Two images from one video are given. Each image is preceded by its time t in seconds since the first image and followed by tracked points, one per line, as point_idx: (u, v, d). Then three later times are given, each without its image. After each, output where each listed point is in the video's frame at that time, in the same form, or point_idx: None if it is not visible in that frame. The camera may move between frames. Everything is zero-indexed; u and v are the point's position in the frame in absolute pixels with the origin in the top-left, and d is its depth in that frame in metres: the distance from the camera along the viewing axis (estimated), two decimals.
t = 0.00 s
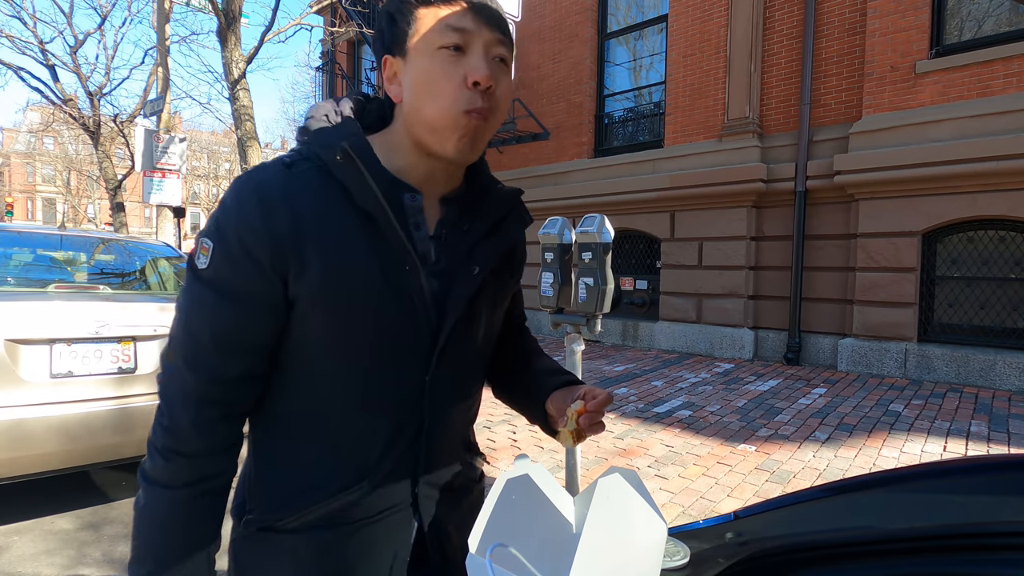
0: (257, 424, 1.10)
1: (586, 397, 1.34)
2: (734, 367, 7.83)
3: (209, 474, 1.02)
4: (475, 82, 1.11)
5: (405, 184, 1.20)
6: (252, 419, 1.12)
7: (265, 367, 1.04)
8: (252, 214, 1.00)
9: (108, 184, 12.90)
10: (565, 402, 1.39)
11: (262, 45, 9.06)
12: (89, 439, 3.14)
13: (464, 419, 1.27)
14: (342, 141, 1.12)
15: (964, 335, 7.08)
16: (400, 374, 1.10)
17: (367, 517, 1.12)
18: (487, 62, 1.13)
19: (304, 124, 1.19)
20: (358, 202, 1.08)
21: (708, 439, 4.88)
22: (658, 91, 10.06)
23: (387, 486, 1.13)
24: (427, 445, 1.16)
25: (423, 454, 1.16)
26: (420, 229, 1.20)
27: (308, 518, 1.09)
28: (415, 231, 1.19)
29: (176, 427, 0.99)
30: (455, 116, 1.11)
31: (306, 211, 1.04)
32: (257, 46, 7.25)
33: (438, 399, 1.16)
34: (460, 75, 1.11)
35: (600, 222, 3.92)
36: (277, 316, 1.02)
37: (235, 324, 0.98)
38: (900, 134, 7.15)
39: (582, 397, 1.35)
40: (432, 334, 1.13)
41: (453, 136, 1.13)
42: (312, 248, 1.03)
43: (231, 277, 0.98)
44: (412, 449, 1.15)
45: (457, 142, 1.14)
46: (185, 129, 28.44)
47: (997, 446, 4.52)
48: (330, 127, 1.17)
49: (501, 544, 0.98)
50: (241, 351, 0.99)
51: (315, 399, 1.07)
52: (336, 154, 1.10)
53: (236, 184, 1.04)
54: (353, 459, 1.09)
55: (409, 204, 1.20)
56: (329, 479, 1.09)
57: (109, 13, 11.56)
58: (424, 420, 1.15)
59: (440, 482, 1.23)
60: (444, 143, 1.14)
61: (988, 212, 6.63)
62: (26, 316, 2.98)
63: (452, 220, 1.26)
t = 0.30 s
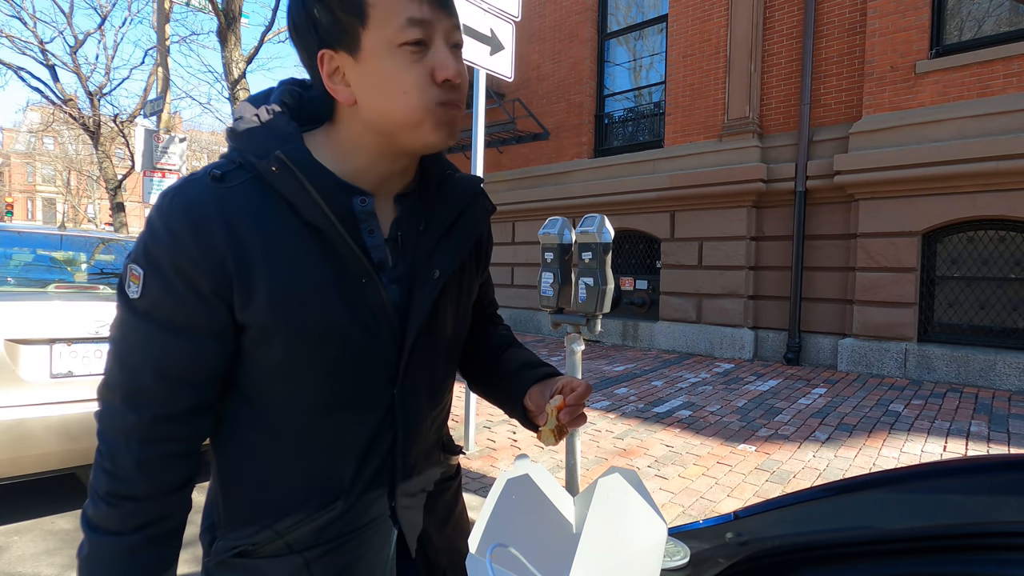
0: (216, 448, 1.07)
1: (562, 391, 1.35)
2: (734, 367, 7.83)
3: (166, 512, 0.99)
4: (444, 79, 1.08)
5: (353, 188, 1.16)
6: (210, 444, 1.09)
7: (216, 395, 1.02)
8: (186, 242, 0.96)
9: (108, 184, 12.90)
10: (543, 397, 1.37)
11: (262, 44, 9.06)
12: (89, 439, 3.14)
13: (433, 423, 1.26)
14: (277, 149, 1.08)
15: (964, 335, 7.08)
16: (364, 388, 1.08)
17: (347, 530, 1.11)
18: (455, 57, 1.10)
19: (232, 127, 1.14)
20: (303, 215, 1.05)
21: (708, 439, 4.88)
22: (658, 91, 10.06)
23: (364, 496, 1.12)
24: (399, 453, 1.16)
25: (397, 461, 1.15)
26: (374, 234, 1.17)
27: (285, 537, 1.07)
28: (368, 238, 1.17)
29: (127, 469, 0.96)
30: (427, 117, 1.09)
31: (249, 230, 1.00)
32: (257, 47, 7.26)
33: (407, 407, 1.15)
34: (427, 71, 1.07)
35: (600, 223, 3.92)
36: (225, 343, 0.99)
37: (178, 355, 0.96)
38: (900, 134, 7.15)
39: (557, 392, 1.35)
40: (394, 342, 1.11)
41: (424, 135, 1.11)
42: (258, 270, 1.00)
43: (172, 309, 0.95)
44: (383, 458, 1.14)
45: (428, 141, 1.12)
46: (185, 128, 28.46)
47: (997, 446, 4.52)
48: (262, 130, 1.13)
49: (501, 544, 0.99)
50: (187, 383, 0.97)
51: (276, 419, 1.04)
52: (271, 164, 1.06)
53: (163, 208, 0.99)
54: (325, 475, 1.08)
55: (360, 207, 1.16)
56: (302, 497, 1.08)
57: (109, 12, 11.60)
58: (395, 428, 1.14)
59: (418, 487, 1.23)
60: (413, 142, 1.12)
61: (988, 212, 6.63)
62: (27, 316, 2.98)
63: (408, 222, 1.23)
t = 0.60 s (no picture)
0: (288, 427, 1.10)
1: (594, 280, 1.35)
2: (734, 367, 7.83)
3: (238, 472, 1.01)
4: (470, 114, 1.06)
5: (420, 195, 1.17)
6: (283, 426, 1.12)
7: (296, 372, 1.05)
8: (277, 220, 1.01)
9: (108, 184, 12.91)
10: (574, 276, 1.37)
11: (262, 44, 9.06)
12: (90, 439, 3.14)
13: (484, 430, 1.26)
14: (365, 153, 1.13)
15: (964, 335, 7.08)
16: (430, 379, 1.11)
17: (394, 516, 1.10)
18: (484, 82, 1.03)
19: (326, 140, 1.22)
20: (382, 210, 1.09)
21: (708, 439, 4.87)
22: (658, 91, 10.06)
23: (415, 485, 1.12)
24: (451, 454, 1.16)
25: (447, 458, 1.15)
26: (438, 235, 1.15)
27: (333, 513, 1.07)
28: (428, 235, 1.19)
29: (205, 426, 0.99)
30: (456, 158, 1.11)
31: (334, 219, 1.04)
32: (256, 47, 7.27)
33: (463, 410, 1.16)
34: (455, 109, 1.07)
35: (600, 223, 3.91)
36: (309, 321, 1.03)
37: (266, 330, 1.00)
38: (900, 134, 7.15)
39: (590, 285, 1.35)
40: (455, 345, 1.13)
41: (459, 178, 1.14)
42: (337, 257, 1.02)
43: (255, 284, 0.98)
44: (434, 453, 1.15)
45: (466, 184, 1.15)
46: (185, 129, 28.49)
47: (997, 446, 4.52)
48: (352, 144, 1.19)
49: (501, 544, 0.97)
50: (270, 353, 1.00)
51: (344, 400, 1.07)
52: (358, 166, 1.11)
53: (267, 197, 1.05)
54: (380, 463, 1.08)
55: (426, 212, 1.14)
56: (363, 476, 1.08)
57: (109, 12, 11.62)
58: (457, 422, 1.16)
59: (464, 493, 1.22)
60: (452, 184, 1.16)
61: (989, 212, 6.63)
62: (27, 316, 2.98)
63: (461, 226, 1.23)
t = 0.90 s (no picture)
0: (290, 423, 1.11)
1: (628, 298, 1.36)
2: (734, 367, 7.83)
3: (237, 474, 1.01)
4: (476, 122, 1.06)
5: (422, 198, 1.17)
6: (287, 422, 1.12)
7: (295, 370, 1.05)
8: (275, 221, 1.01)
9: (108, 184, 12.91)
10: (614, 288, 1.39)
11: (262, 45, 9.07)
12: (90, 439, 3.14)
13: (483, 431, 1.27)
14: (365, 154, 1.13)
15: (964, 335, 7.08)
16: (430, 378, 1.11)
17: (392, 518, 1.10)
18: (492, 89, 1.03)
19: (328, 141, 1.22)
20: (382, 211, 1.09)
21: (708, 439, 4.88)
22: (658, 91, 10.06)
23: (413, 486, 1.12)
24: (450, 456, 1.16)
25: (446, 459, 1.16)
26: (438, 237, 1.16)
27: (333, 514, 1.07)
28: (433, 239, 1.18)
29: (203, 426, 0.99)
30: (460, 167, 1.11)
31: (333, 221, 1.04)
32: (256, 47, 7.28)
33: (463, 411, 1.16)
34: (462, 116, 1.07)
35: (600, 223, 3.91)
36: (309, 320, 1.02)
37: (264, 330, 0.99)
38: (900, 134, 7.15)
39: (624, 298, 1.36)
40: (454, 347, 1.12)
41: (462, 186, 1.15)
42: (334, 259, 1.02)
43: (250, 286, 0.98)
44: (434, 454, 1.15)
45: (469, 192, 1.16)
46: (185, 129, 28.50)
47: (997, 446, 4.52)
48: (352, 145, 1.19)
49: (501, 544, 0.97)
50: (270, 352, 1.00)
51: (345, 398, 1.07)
52: (359, 167, 1.11)
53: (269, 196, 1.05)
54: (377, 464, 1.08)
55: (427, 214, 1.15)
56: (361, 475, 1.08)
57: (110, 12, 11.69)
58: (458, 421, 1.16)
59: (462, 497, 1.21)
60: (455, 190, 1.16)
61: (988, 212, 6.63)
62: (27, 316, 2.98)
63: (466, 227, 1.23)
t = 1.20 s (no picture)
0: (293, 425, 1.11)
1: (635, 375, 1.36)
2: (734, 367, 7.83)
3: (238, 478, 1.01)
4: (494, 126, 1.06)
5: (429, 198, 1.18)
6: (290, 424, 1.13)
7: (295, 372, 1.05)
8: (276, 223, 1.01)
9: (108, 184, 12.91)
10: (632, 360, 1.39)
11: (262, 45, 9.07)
12: (90, 439, 3.14)
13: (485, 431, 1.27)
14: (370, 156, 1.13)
15: (964, 335, 7.08)
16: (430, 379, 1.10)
17: (393, 520, 1.09)
18: (510, 94, 1.03)
19: (331, 142, 1.23)
20: (386, 213, 1.09)
21: (708, 439, 4.88)
22: (658, 91, 10.06)
23: (415, 486, 1.12)
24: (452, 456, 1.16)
25: (448, 460, 1.16)
26: (443, 237, 1.16)
27: (334, 516, 1.07)
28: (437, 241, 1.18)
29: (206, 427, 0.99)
30: (478, 171, 1.11)
31: (335, 222, 1.04)
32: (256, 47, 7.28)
33: (464, 410, 1.16)
34: (479, 123, 1.06)
35: (600, 223, 3.91)
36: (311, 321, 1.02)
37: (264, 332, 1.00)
38: (900, 134, 7.15)
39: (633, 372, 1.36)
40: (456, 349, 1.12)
41: (479, 189, 1.15)
42: (335, 261, 1.02)
43: (249, 288, 0.98)
44: (436, 455, 1.15)
45: (484, 194, 1.16)
46: (185, 129, 28.50)
47: (997, 446, 4.52)
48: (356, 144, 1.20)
49: (501, 544, 0.97)
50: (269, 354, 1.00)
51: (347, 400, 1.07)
52: (364, 168, 1.11)
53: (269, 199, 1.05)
54: (378, 465, 1.08)
55: (432, 215, 1.15)
56: (361, 475, 1.08)
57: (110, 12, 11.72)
58: (458, 421, 1.15)
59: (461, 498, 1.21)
60: (470, 193, 1.16)
61: (989, 212, 6.63)
62: (26, 316, 2.98)
63: (472, 229, 1.23)
